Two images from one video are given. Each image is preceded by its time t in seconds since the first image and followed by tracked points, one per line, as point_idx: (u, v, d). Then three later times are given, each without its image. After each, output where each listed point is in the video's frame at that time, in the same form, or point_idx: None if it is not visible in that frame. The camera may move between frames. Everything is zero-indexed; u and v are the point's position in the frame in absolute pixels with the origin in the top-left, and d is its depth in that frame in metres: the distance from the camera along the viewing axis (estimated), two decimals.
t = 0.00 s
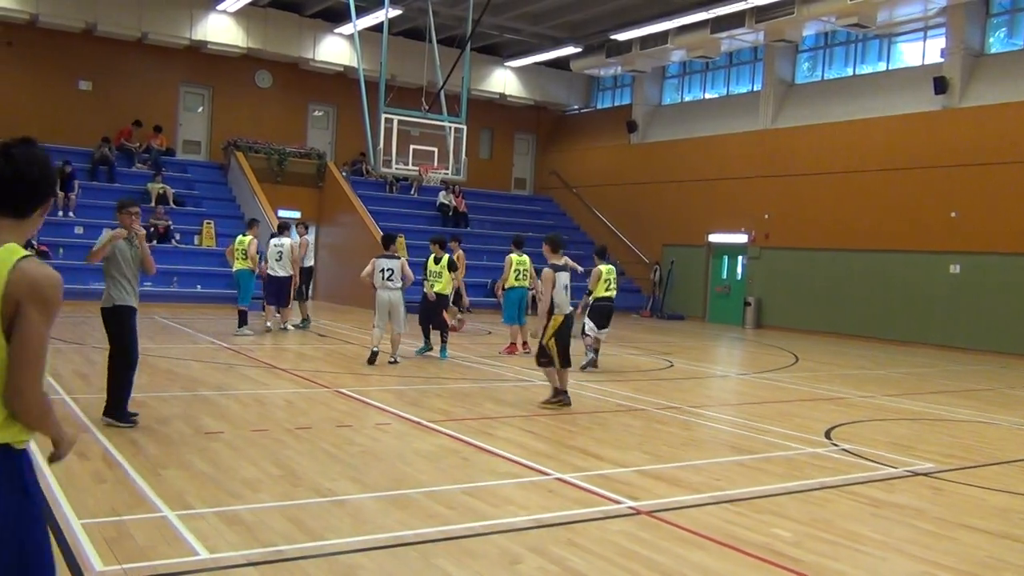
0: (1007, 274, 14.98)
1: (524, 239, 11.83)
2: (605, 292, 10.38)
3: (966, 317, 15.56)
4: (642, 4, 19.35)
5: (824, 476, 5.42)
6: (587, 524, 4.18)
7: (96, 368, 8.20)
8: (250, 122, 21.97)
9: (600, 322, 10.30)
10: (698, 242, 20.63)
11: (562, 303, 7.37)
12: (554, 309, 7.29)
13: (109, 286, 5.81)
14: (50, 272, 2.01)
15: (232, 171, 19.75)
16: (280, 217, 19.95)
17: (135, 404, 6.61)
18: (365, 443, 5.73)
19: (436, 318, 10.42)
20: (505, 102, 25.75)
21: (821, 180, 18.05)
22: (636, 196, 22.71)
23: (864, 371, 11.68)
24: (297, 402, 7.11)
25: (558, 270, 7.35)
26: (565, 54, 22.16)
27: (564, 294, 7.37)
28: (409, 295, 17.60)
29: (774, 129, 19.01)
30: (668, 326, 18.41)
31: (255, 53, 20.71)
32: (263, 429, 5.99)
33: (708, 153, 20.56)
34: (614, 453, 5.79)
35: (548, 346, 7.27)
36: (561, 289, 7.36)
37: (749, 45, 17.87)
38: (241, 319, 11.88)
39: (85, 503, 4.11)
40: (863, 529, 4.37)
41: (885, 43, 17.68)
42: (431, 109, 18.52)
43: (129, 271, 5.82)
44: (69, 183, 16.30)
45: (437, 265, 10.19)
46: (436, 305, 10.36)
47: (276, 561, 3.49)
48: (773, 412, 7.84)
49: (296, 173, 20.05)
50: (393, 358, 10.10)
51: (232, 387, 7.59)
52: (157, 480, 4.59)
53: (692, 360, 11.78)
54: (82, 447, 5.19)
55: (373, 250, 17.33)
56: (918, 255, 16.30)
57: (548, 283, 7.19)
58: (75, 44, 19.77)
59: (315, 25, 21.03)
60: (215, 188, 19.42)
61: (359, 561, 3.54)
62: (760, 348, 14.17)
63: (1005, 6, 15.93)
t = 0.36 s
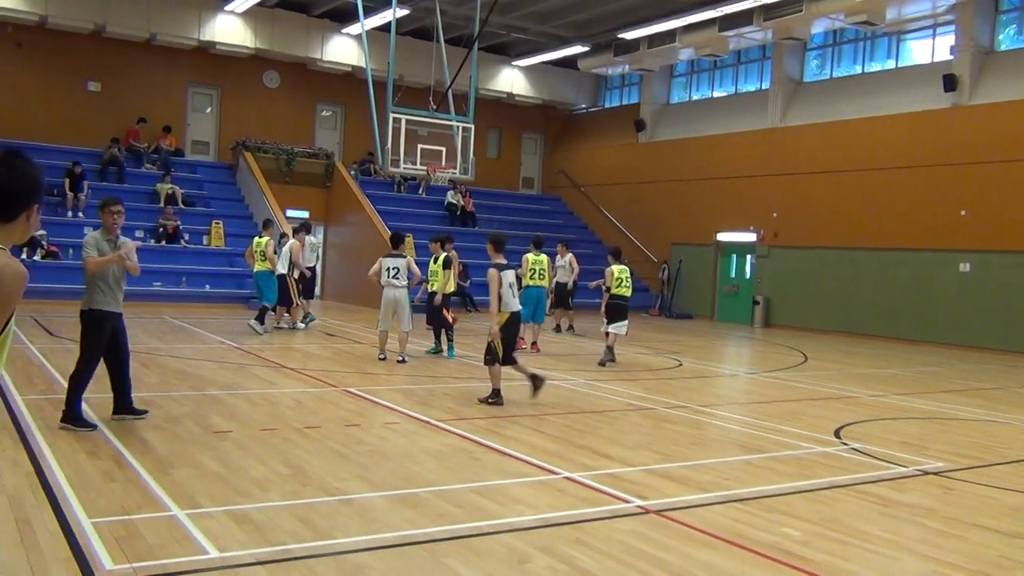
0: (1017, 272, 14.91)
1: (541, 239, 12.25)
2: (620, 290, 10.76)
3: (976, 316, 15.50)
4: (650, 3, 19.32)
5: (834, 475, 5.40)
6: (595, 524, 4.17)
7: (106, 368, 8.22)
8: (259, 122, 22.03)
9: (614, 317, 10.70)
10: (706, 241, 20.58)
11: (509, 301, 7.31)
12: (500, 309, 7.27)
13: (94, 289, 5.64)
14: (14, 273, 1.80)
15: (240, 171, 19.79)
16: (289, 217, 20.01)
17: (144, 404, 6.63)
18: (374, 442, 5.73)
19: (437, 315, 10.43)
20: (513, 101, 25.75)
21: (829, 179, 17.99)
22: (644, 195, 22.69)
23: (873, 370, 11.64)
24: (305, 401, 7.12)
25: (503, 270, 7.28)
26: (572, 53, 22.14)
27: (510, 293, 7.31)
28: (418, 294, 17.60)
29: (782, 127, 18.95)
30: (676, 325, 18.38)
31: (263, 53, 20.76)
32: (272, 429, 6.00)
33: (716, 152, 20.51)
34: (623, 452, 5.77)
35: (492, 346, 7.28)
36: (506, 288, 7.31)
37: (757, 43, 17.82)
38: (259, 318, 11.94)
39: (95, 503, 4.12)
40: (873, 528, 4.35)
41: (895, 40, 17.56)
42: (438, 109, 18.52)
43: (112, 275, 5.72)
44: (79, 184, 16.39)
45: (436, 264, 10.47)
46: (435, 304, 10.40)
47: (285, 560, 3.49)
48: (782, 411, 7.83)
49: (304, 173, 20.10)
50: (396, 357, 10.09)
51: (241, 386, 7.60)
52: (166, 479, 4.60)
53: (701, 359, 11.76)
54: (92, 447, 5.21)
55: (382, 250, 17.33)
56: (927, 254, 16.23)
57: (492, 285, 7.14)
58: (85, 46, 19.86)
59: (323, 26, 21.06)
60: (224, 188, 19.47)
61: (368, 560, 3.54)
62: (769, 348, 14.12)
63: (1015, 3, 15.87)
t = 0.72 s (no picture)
0: None
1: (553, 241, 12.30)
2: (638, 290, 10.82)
3: (989, 314, 15.41)
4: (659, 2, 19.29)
5: (845, 475, 5.38)
6: (606, 523, 4.17)
7: (117, 368, 8.26)
8: (269, 122, 22.10)
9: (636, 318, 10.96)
10: (717, 240, 20.55)
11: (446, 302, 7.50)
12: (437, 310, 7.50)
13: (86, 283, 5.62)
14: (46, 278, 2.09)
15: (251, 171, 19.83)
16: (299, 217, 20.07)
17: (155, 403, 6.65)
18: (384, 442, 5.74)
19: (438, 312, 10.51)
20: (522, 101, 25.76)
21: (841, 178, 17.94)
22: (655, 195, 22.66)
23: (884, 369, 11.59)
24: (316, 401, 7.13)
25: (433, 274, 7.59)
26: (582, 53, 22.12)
27: (444, 294, 7.51)
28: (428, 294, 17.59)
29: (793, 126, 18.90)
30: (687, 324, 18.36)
31: (274, 53, 20.80)
32: (282, 429, 6.02)
33: (728, 151, 20.49)
34: (633, 452, 5.77)
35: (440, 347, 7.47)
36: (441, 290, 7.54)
37: (768, 41, 17.77)
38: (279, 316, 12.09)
39: (108, 501, 4.14)
40: (884, 528, 4.34)
41: (906, 38, 17.51)
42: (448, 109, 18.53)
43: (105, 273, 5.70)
44: (91, 184, 16.48)
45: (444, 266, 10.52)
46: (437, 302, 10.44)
47: (298, 559, 3.51)
48: (792, 411, 7.80)
49: (314, 173, 20.15)
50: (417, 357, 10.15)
51: (251, 386, 7.63)
52: (178, 478, 4.62)
53: (711, 359, 11.73)
54: (105, 446, 5.23)
55: (393, 251, 17.36)
56: (940, 252, 16.15)
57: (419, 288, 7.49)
58: (96, 47, 19.95)
59: (333, 26, 21.09)
60: (235, 188, 19.53)
61: (379, 559, 3.56)
62: (780, 347, 14.08)
63: None
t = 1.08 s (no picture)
0: None
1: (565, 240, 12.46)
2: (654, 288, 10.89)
3: (1002, 314, 15.32)
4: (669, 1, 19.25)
5: (856, 476, 5.36)
6: (617, 524, 4.17)
7: (129, 368, 8.30)
8: (280, 122, 22.16)
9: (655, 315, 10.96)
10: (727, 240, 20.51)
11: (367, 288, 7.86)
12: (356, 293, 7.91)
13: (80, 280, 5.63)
14: (116, 281, 2.33)
15: (261, 172, 19.86)
16: (310, 218, 20.12)
17: (167, 403, 6.68)
18: (395, 442, 5.75)
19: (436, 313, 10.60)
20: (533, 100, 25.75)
21: (852, 178, 17.88)
22: (665, 195, 22.62)
23: (896, 369, 11.54)
24: (327, 401, 7.15)
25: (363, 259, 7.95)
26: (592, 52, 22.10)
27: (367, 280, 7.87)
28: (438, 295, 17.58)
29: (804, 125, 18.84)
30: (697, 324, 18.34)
31: (284, 54, 20.85)
32: (294, 428, 6.04)
33: (738, 151, 20.44)
34: (644, 452, 5.77)
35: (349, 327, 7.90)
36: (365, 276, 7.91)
37: (778, 41, 17.74)
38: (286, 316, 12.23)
39: (121, 501, 4.16)
40: (896, 529, 4.32)
41: (917, 37, 17.43)
42: (458, 109, 18.53)
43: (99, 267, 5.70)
44: (103, 185, 16.55)
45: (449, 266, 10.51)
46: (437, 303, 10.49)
47: (308, 559, 3.52)
48: (804, 411, 7.78)
49: (324, 173, 20.19)
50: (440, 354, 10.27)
51: (262, 386, 7.65)
52: (189, 478, 4.63)
53: (722, 359, 11.71)
54: (116, 446, 5.26)
55: (403, 252, 17.37)
56: (953, 252, 16.07)
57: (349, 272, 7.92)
58: (108, 48, 20.05)
59: (343, 27, 21.14)
60: (245, 189, 19.59)
61: (389, 559, 3.56)
62: (791, 347, 14.04)
63: None
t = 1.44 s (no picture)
0: None
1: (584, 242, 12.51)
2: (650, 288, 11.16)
3: (1011, 316, 15.26)
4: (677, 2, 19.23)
5: (864, 477, 5.35)
6: (624, 524, 4.17)
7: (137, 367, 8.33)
8: (288, 123, 22.22)
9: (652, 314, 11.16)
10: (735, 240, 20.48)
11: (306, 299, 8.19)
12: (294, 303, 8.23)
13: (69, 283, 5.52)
14: (164, 259, 2.64)
15: (270, 173, 19.91)
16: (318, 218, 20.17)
17: (175, 403, 6.70)
18: (402, 442, 5.76)
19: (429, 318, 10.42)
20: (541, 101, 25.76)
21: (860, 178, 17.82)
22: (673, 195, 22.59)
23: (905, 370, 11.49)
24: (335, 401, 7.16)
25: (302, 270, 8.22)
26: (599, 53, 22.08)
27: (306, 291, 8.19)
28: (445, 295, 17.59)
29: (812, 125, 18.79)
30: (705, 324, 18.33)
31: (293, 54, 20.90)
32: (301, 428, 6.05)
33: (746, 151, 20.39)
34: (651, 453, 5.76)
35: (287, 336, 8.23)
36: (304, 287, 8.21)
37: (786, 41, 17.71)
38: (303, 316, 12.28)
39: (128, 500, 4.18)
40: (904, 530, 4.31)
41: (926, 37, 17.37)
42: (465, 109, 18.53)
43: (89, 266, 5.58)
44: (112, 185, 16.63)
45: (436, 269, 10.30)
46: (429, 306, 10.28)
47: (314, 558, 3.53)
48: (811, 411, 7.76)
49: (331, 173, 20.23)
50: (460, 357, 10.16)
51: (269, 386, 7.67)
52: (196, 478, 4.65)
53: (729, 360, 11.69)
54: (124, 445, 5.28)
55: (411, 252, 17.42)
56: (961, 253, 16.01)
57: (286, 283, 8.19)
58: (117, 49, 20.14)
59: (351, 27, 21.17)
60: (253, 189, 19.66)
61: (396, 559, 3.57)
62: (799, 347, 14.03)
63: None
